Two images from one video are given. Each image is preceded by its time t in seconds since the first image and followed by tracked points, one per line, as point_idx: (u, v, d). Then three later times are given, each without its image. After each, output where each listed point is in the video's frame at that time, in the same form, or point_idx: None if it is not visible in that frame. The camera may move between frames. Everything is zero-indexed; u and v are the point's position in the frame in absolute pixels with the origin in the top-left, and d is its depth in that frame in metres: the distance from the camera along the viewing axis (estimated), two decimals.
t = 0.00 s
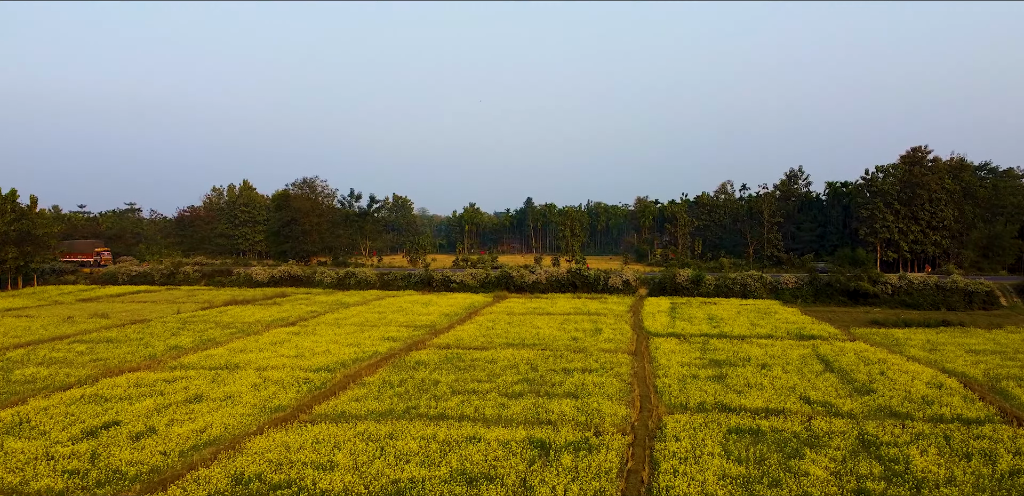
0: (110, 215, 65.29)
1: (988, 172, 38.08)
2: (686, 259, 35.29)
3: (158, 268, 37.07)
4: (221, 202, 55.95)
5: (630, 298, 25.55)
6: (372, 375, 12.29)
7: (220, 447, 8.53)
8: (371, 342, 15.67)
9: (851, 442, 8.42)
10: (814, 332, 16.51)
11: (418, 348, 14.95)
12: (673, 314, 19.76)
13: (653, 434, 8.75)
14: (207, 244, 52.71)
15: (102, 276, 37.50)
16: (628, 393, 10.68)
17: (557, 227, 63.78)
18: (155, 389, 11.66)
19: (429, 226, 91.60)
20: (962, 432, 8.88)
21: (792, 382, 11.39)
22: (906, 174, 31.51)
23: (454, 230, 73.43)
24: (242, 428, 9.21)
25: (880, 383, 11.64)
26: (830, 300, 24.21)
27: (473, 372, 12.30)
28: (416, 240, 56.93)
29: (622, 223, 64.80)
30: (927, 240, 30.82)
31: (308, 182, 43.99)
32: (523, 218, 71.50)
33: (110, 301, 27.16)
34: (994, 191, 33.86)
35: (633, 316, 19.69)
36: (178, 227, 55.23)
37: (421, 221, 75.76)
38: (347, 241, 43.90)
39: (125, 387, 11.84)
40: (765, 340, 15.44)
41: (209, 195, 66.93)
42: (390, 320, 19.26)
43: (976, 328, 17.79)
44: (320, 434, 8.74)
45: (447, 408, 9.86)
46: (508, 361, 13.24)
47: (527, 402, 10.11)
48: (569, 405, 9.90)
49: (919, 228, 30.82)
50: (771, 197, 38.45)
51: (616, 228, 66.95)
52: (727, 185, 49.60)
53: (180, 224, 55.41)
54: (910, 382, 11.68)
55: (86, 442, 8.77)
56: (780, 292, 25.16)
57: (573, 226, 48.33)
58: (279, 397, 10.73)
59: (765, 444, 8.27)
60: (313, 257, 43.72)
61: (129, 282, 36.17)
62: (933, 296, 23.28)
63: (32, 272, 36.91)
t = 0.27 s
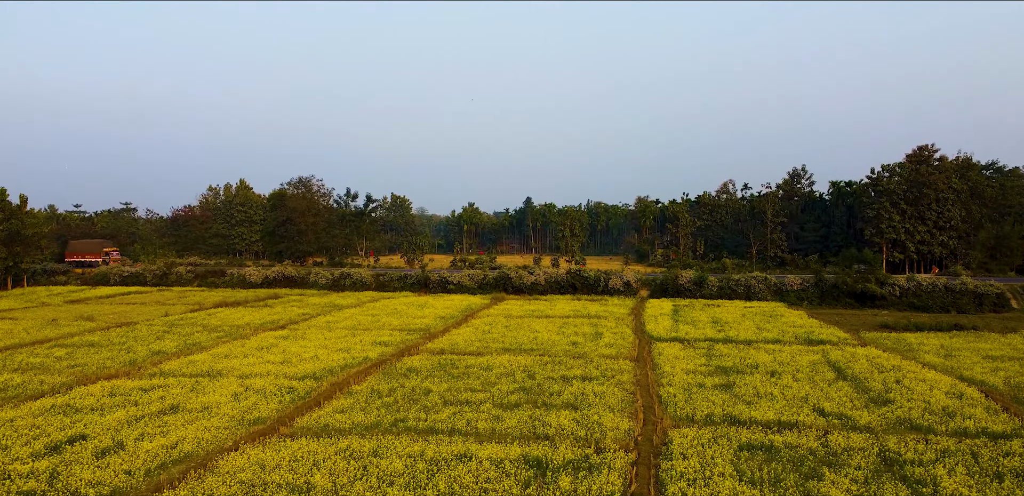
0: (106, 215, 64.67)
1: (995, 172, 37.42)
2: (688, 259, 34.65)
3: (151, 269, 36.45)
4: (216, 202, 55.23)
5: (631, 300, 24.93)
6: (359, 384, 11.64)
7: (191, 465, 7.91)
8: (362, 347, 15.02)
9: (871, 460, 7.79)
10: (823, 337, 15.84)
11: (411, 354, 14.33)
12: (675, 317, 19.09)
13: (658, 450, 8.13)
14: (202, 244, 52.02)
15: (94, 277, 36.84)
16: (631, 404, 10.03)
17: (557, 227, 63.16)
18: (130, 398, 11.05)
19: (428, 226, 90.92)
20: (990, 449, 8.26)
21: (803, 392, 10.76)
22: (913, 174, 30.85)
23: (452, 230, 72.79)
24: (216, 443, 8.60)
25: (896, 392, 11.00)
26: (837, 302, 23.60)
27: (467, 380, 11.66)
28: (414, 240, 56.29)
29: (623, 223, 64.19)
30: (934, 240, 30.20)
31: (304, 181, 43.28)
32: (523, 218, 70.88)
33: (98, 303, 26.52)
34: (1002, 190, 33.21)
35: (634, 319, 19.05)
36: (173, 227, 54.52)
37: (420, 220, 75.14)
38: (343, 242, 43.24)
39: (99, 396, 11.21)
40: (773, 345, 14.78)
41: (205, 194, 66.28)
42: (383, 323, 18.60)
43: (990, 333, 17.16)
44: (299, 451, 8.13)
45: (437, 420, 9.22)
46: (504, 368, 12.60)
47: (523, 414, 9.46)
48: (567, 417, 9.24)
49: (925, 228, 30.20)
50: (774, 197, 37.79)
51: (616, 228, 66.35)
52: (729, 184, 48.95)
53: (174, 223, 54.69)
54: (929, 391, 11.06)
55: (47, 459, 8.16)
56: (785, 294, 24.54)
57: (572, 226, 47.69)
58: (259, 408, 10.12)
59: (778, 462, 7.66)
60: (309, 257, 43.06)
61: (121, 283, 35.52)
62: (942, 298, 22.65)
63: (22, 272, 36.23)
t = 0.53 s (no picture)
0: (100, 214, 63.92)
1: (1002, 171, 36.76)
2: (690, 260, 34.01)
3: (143, 269, 35.79)
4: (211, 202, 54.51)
5: (632, 302, 24.30)
6: (345, 393, 11.00)
7: (156, 486, 7.29)
8: (351, 352, 14.37)
9: (895, 481, 7.16)
10: (833, 342, 15.21)
11: (402, 359, 13.68)
12: (678, 320, 18.46)
13: (664, 470, 7.50)
14: (197, 244, 51.34)
15: (85, 278, 36.20)
16: (634, 416, 9.41)
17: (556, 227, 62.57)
18: (103, 408, 10.43)
19: (427, 225, 90.26)
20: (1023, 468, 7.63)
21: (817, 403, 10.13)
22: (919, 173, 30.21)
23: (451, 229, 72.20)
24: (187, 461, 7.97)
25: (914, 403, 10.38)
26: (843, 304, 22.98)
27: (460, 389, 11.03)
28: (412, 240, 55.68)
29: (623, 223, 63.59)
30: (941, 241, 29.58)
31: (299, 181, 42.59)
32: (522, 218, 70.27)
33: (87, 305, 25.87)
34: (1010, 190, 32.56)
35: (636, 322, 18.41)
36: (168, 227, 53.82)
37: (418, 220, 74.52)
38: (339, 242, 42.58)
39: (69, 407, 10.56)
40: (781, 351, 14.14)
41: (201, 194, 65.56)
42: (376, 327, 17.96)
43: (1005, 337, 16.54)
44: (275, 469, 7.51)
45: (426, 435, 8.58)
46: (499, 375, 11.96)
47: (518, 427, 8.82)
48: (566, 431, 8.61)
49: (932, 229, 29.57)
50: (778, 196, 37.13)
51: (616, 228, 65.72)
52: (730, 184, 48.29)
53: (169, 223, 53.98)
54: (949, 402, 10.43)
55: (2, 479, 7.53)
56: (790, 296, 23.91)
57: (572, 226, 47.04)
58: (236, 421, 9.49)
59: (795, 484, 7.04)
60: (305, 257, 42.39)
61: (113, 284, 34.87)
62: (952, 300, 22.03)
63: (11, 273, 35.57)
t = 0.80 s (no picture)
0: (96, 214, 63.24)
1: (1009, 170, 36.14)
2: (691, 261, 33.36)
3: (136, 270, 35.18)
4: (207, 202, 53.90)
5: (634, 304, 23.69)
6: (331, 404, 10.38)
7: None
8: (341, 358, 13.76)
9: None
10: (843, 347, 14.60)
11: (394, 365, 13.07)
12: (681, 323, 17.85)
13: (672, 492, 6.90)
14: (192, 244, 50.77)
15: (76, 279, 35.57)
16: (637, 430, 8.80)
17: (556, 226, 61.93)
18: (73, 420, 9.83)
19: (426, 226, 89.56)
20: None
21: (831, 414, 9.52)
22: (926, 172, 29.60)
23: (450, 229, 71.58)
24: (154, 481, 7.37)
25: (934, 414, 9.78)
26: (849, 306, 22.39)
27: (453, 399, 10.39)
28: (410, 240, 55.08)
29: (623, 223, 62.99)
30: (948, 241, 28.98)
31: (295, 180, 41.95)
32: (521, 218, 69.62)
33: (74, 307, 25.23)
34: (1018, 189, 31.95)
35: (638, 326, 17.78)
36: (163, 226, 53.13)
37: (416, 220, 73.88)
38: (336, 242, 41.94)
39: (37, 418, 9.95)
40: (790, 357, 13.53)
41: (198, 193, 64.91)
42: (368, 330, 17.34)
43: (1020, 341, 15.95)
44: (246, 491, 6.89)
45: (413, 451, 7.98)
46: (495, 383, 11.33)
47: (513, 443, 8.21)
48: (565, 447, 8.02)
49: (939, 229, 28.97)
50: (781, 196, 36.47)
51: (616, 228, 65.12)
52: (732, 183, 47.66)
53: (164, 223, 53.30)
54: (972, 413, 9.82)
55: None
56: (795, 298, 23.31)
57: (572, 225, 46.43)
58: (212, 434, 8.89)
59: None
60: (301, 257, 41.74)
61: (104, 285, 34.25)
62: (962, 303, 21.42)
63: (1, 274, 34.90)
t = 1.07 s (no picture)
0: (91, 214, 62.46)
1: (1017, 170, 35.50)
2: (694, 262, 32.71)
3: (127, 271, 34.49)
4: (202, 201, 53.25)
5: (635, 306, 23.05)
6: (314, 416, 9.74)
7: None
8: (329, 364, 13.11)
9: None
10: (855, 353, 13.96)
11: (384, 372, 12.42)
12: (685, 327, 17.20)
13: None
14: (186, 244, 50.14)
15: (67, 279, 34.92)
16: (641, 446, 8.18)
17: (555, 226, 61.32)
18: (38, 433, 9.20)
19: (424, 226, 88.81)
20: None
21: (849, 428, 8.89)
22: (933, 171, 28.99)
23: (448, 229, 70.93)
24: None
25: (959, 428, 9.14)
26: (857, 309, 21.76)
27: (444, 410, 9.76)
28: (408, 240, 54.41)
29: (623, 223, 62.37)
30: (956, 242, 28.36)
31: (291, 179, 41.26)
32: (521, 218, 69.00)
33: (61, 309, 24.58)
34: None
35: (640, 329, 17.15)
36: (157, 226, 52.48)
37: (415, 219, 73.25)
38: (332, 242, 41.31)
39: None
40: (800, 364, 12.89)
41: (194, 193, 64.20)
42: (360, 334, 16.69)
43: None
44: None
45: (398, 470, 7.36)
46: (489, 392, 10.70)
47: (507, 461, 7.57)
48: (563, 466, 7.40)
49: (947, 229, 28.35)
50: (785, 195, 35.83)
51: (617, 228, 64.46)
52: (734, 183, 47.02)
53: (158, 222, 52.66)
54: (999, 426, 9.19)
55: None
56: (801, 300, 22.69)
57: (572, 225, 45.76)
58: (184, 450, 8.26)
59: None
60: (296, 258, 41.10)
61: (96, 287, 33.62)
62: (973, 305, 20.81)
63: None
